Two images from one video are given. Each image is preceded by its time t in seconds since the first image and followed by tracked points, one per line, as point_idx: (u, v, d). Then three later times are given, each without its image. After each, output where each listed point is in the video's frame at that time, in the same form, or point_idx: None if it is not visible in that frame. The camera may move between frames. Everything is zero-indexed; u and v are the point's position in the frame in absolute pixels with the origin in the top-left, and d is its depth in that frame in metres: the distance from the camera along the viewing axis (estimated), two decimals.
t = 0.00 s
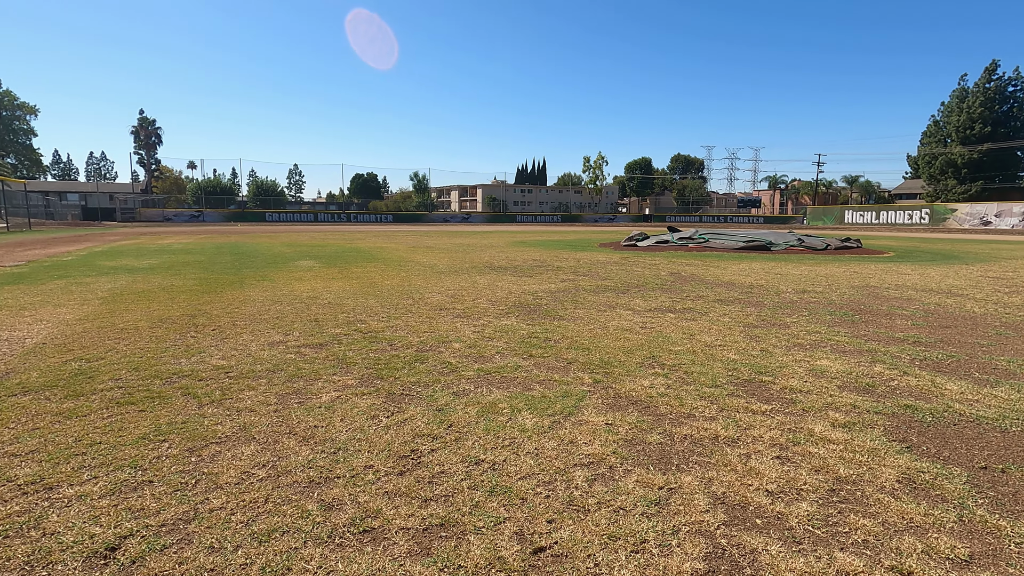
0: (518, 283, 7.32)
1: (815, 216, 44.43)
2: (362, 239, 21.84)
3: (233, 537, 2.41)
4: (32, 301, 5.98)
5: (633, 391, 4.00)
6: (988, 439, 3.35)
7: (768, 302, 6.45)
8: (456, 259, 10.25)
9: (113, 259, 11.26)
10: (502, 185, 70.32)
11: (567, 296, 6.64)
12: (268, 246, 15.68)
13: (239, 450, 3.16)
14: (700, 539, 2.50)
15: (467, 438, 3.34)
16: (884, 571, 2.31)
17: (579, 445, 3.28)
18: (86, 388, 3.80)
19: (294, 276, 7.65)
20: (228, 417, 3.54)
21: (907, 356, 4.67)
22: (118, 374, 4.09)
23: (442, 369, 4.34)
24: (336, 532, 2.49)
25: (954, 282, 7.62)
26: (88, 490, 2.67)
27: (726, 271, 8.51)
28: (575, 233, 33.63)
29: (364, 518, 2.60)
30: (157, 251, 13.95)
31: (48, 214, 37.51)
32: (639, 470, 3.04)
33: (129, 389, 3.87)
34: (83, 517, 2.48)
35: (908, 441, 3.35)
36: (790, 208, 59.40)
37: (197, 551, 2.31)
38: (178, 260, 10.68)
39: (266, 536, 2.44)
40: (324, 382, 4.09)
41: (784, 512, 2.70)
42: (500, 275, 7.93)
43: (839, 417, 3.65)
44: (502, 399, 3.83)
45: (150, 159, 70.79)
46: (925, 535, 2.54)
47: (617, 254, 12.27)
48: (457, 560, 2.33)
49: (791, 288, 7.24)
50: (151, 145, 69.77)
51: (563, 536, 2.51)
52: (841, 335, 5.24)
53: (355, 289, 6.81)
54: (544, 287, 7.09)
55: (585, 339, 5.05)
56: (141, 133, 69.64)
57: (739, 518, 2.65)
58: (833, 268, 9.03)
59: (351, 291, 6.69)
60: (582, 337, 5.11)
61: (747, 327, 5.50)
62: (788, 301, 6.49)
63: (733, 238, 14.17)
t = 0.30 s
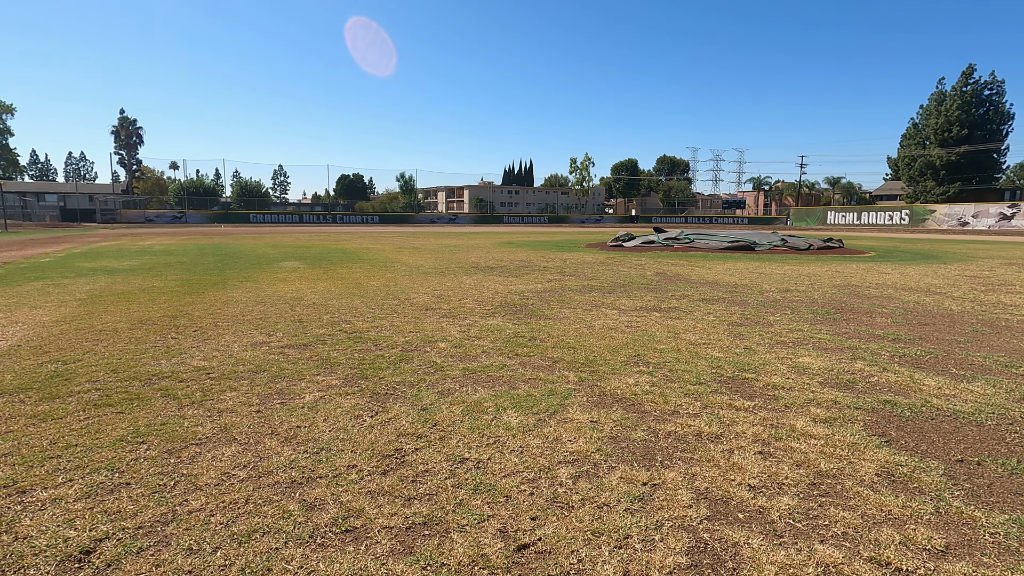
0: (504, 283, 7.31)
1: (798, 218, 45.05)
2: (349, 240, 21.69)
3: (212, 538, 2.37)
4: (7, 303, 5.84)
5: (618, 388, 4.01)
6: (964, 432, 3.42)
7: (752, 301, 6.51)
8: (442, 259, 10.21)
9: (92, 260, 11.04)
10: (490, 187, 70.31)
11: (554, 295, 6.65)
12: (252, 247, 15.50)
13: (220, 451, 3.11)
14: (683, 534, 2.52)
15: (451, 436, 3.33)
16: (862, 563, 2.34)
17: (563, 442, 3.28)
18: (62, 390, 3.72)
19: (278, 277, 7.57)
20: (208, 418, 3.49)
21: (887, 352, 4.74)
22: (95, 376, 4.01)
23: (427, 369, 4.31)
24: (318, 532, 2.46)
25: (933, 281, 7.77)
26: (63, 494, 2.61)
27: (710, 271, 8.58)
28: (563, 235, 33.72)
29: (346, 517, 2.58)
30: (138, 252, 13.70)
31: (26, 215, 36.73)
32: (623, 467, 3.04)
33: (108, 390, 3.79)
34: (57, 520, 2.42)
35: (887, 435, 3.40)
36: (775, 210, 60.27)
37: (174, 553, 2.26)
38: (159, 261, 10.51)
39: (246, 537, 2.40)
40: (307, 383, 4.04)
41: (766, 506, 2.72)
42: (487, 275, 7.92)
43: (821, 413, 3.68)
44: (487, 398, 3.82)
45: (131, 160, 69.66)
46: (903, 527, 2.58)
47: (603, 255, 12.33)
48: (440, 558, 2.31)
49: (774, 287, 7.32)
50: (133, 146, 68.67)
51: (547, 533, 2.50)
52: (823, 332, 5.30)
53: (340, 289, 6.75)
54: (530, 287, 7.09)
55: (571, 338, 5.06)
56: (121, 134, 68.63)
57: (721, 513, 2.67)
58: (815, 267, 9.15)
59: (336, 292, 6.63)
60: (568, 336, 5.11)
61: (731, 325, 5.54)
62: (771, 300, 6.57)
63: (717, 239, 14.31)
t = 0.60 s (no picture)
0: (488, 284, 7.28)
1: (781, 218, 45.75)
2: (333, 241, 21.53)
3: (183, 546, 2.32)
4: None
5: (599, 389, 4.01)
6: (937, 430, 3.48)
7: (734, 302, 6.57)
8: (426, 260, 10.16)
9: (67, 263, 10.80)
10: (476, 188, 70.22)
11: (537, 297, 6.64)
12: (233, 249, 15.28)
13: (194, 457, 3.05)
14: (660, 535, 2.52)
15: (431, 439, 3.30)
16: (837, 561, 2.36)
17: (543, 444, 3.27)
18: (31, 396, 3.62)
19: (259, 279, 7.47)
20: (182, 424, 3.42)
21: (865, 352, 4.81)
22: (66, 382, 3.90)
23: (408, 371, 4.28)
24: (292, 538, 2.42)
25: (910, 281, 7.91)
26: (28, 503, 2.54)
27: (693, 272, 8.65)
28: (549, 236, 33.78)
29: (322, 523, 2.54)
30: (115, 255, 13.43)
31: None
32: (603, 468, 3.04)
33: (78, 396, 3.70)
34: (21, 531, 2.35)
35: (863, 433, 3.45)
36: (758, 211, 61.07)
37: (143, 563, 2.21)
38: (137, 263, 10.32)
39: (218, 545, 2.35)
40: (285, 387, 3.99)
41: (743, 506, 2.74)
42: (471, 276, 7.89)
43: (799, 412, 3.72)
44: (468, 400, 3.80)
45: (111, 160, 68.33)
46: (877, 524, 2.62)
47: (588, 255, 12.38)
48: (416, 563, 2.29)
49: (755, 287, 7.40)
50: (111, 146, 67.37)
51: (524, 536, 2.49)
52: (803, 332, 5.36)
53: (321, 291, 6.67)
54: (514, 288, 7.08)
55: (554, 339, 5.05)
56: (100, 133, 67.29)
57: (699, 513, 2.68)
58: (796, 268, 9.27)
59: (318, 293, 6.56)
60: (550, 337, 5.11)
61: (712, 325, 5.58)
62: (752, 300, 6.63)
63: (700, 240, 14.45)
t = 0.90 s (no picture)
0: (470, 285, 7.27)
1: (761, 219, 46.48)
2: (314, 242, 21.31)
3: (153, 553, 2.28)
4: None
5: (579, 389, 4.03)
6: (907, 426, 3.56)
7: (713, 301, 6.65)
8: (409, 261, 10.13)
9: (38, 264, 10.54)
10: (461, 188, 70.02)
11: (519, 297, 6.65)
12: (211, 250, 15.07)
13: (167, 462, 3.00)
14: (637, 533, 2.54)
15: (410, 441, 3.28)
16: (808, 555, 2.41)
17: (523, 444, 3.27)
18: None
19: (238, 281, 7.37)
20: (155, 429, 3.35)
21: (839, 350, 4.91)
22: (35, 387, 3.81)
23: (388, 373, 4.25)
24: (266, 543, 2.39)
25: (884, 280, 8.08)
26: None
27: (674, 272, 8.74)
28: (533, 236, 33.84)
29: (297, 527, 2.51)
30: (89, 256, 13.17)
31: None
32: (582, 468, 3.06)
33: (48, 401, 3.61)
34: None
35: (836, 430, 3.51)
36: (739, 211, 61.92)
37: (111, 571, 2.16)
38: (112, 265, 10.11)
39: (189, 551, 2.31)
40: (262, 389, 3.93)
41: (718, 503, 2.78)
42: (453, 277, 7.88)
43: (775, 409, 3.77)
44: (448, 401, 3.79)
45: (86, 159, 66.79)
46: (848, 518, 2.67)
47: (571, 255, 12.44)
48: (392, 566, 2.28)
49: (734, 287, 7.50)
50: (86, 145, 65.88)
51: (502, 537, 2.49)
52: (780, 331, 5.45)
53: (301, 293, 6.60)
54: (496, 289, 7.08)
55: (535, 340, 5.06)
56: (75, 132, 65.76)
57: (675, 511, 2.71)
58: (774, 268, 9.42)
59: (298, 295, 6.48)
60: (532, 338, 5.11)
61: (692, 324, 5.63)
62: (732, 300, 6.72)
63: (681, 241, 14.61)
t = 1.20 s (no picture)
0: (451, 286, 7.25)
1: (742, 219, 47.11)
2: (295, 243, 21.08)
3: (117, 561, 2.23)
4: None
5: (557, 389, 4.04)
6: (877, 422, 3.63)
7: (693, 301, 6.71)
8: (390, 262, 10.07)
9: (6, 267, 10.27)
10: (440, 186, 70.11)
11: (500, 298, 6.65)
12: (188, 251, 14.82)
13: (135, 468, 2.94)
14: (609, 531, 2.56)
15: (385, 444, 3.26)
16: (776, 551, 2.45)
17: (498, 445, 3.27)
18: None
19: (215, 283, 7.26)
20: (124, 434, 3.28)
21: (814, 348, 4.99)
22: None
23: (365, 375, 4.22)
24: (235, 549, 2.35)
25: (858, 279, 8.24)
26: None
27: (655, 272, 8.81)
28: (518, 237, 33.85)
29: (268, 532, 2.48)
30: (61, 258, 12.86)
31: None
32: (557, 468, 3.07)
33: (12, 407, 3.51)
34: None
35: (808, 427, 3.57)
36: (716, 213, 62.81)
37: None
38: (85, 267, 9.88)
39: (155, 558, 2.27)
40: (236, 393, 3.88)
41: (690, 501, 2.81)
42: (434, 278, 7.85)
43: (749, 408, 3.82)
44: (425, 403, 3.78)
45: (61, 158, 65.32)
46: (816, 514, 2.72)
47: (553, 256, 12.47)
48: (362, 569, 2.26)
49: (714, 287, 7.59)
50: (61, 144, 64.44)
51: (474, 538, 2.48)
52: (756, 330, 5.52)
53: (280, 295, 6.52)
54: (478, 290, 7.06)
55: (514, 340, 5.06)
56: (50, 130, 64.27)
57: (648, 509, 2.73)
58: (753, 268, 9.55)
59: (276, 297, 6.40)
60: (512, 338, 5.11)
61: (671, 324, 5.68)
62: (711, 299, 6.79)
63: (662, 241, 14.75)
